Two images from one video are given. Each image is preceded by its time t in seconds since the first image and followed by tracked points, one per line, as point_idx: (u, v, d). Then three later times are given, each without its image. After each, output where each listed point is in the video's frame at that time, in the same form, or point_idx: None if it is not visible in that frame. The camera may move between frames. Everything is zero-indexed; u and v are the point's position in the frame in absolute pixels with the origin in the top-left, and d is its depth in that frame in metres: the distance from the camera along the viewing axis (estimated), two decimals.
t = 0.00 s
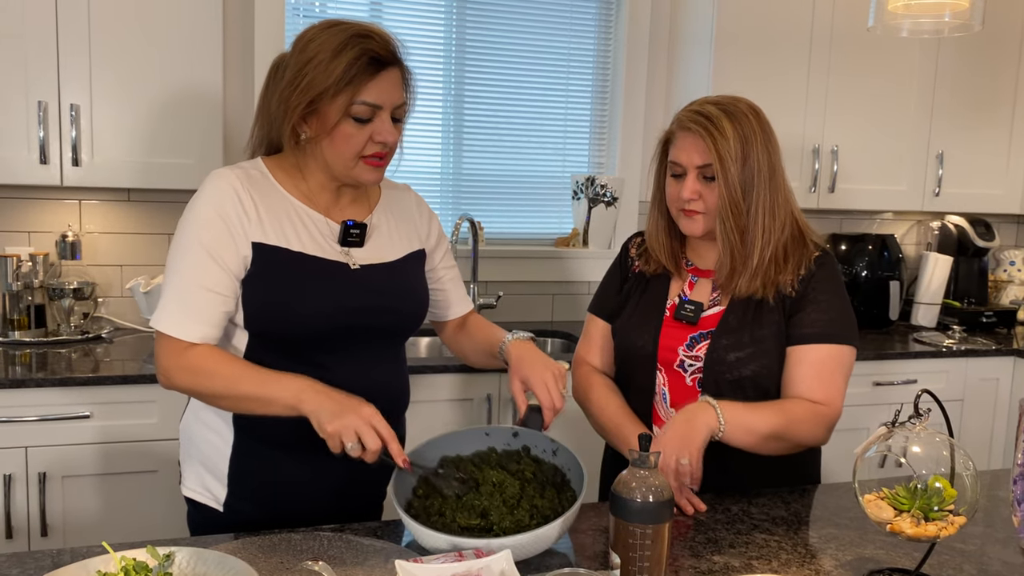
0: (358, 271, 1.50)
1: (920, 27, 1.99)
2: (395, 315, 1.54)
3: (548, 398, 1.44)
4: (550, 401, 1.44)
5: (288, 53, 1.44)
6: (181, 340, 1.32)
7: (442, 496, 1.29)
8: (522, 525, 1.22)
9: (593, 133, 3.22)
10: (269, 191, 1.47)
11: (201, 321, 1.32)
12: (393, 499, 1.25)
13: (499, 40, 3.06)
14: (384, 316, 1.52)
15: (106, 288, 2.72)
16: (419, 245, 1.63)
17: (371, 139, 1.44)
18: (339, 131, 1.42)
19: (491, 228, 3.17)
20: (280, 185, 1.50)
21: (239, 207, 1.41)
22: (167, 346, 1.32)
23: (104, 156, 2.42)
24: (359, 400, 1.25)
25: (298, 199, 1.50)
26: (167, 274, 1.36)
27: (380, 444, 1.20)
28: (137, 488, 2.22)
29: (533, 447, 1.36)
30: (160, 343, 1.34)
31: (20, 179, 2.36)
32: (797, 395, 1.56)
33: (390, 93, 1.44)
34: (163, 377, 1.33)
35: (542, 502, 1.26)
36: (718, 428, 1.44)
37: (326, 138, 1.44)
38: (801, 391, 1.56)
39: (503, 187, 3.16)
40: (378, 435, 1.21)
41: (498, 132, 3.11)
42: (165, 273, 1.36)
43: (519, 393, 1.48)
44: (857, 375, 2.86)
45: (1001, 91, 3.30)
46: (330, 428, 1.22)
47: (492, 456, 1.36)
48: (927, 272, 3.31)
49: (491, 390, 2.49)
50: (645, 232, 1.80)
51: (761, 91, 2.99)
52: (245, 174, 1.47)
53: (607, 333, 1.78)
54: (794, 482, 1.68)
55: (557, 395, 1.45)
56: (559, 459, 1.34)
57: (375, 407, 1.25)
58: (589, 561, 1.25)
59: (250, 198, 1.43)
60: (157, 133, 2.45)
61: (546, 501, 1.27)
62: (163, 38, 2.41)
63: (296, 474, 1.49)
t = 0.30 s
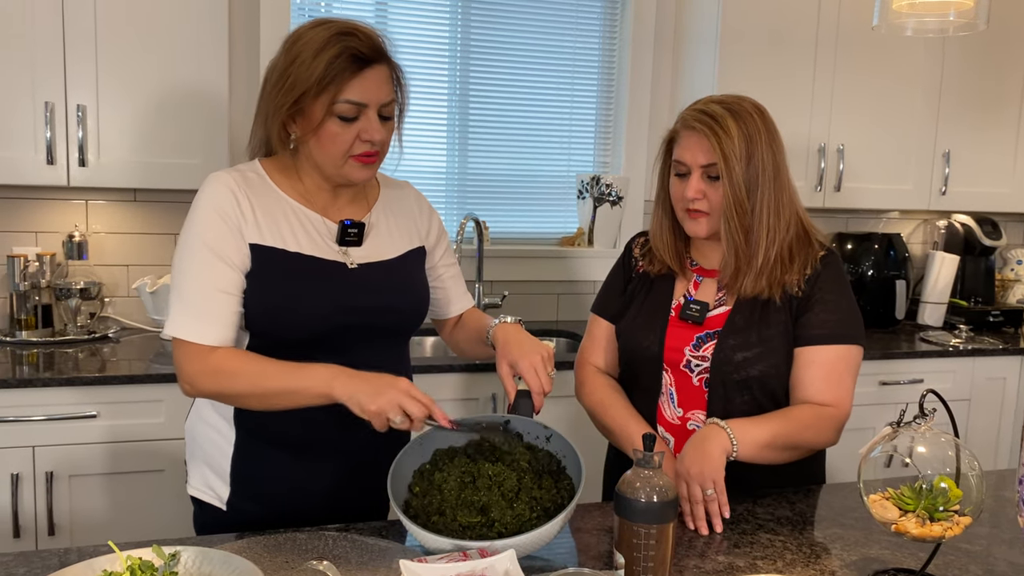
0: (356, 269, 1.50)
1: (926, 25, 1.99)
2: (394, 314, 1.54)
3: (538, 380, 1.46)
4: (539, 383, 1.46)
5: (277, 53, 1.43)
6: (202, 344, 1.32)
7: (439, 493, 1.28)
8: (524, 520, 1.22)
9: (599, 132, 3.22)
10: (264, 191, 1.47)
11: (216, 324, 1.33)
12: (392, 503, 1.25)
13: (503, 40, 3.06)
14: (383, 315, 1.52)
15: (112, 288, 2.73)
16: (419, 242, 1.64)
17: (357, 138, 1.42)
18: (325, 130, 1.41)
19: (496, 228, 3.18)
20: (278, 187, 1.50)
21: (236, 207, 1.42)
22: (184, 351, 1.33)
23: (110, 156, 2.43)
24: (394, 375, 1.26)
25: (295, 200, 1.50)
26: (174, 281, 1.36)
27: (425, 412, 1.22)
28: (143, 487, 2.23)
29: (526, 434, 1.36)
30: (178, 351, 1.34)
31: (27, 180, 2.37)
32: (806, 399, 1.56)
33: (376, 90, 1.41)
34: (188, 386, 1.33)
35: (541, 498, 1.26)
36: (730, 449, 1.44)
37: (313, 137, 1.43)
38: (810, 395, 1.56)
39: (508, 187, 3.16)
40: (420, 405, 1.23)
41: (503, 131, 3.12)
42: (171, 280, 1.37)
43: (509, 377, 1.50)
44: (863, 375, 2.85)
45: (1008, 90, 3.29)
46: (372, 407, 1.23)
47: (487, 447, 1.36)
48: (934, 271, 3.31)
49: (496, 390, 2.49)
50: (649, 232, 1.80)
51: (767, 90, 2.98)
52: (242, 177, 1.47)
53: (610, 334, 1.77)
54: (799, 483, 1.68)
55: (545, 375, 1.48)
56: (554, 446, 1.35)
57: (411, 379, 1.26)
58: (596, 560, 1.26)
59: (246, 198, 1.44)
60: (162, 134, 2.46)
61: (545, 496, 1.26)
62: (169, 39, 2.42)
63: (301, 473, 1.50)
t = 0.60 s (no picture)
0: (358, 267, 1.50)
1: (933, 19, 1.97)
2: (396, 312, 1.54)
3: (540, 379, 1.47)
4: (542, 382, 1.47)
5: (275, 49, 1.43)
6: (187, 340, 1.32)
7: (442, 492, 1.28)
8: (528, 516, 1.23)
9: (604, 128, 3.22)
10: (266, 189, 1.47)
11: (205, 321, 1.33)
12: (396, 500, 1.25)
13: (509, 36, 3.06)
14: (385, 313, 1.52)
15: (118, 285, 2.74)
16: (419, 238, 1.64)
17: (357, 134, 1.42)
18: (324, 127, 1.41)
19: (501, 224, 3.17)
20: (280, 183, 1.50)
21: (236, 206, 1.41)
22: (173, 347, 1.33)
23: (115, 153, 2.44)
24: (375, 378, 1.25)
25: (297, 197, 1.50)
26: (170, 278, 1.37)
27: (402, 420, 1.21)
28: (148, 483, 2.24)
29: (528, 432, 1.37)
30: (166, 346, 1.34)
31: (33, 177, 2.38)
32: (811, 396, 1.56)
33: (374, 86, 1.41)
34: (171, 380, 1.33)
35: (544, 495, 1.26)
36: (734, 451, 1.45)
37: (312, 134, 1.42)
38: (814, 391, 1.55)
39: (513, 183, 3.16)
40: (397, 412, 1.22)
41: (508, 127, 3.11)
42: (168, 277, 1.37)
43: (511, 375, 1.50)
44: (869, 371, 2.84)
45: (1016, 85, 3.27)
46: (348, 403, 1.22)
47: (489, 445, 1.36)
48: (941, 268, 3.30)
49: (500, 386, 2.49)
50: (653, 227, 1.79)
51: (773, 86, 2.97)
52: (243, 175, 1.47)
53: (613, 330, 1.77)
54: (803, 479, 1.67)
55: (547, 374, 1.48)
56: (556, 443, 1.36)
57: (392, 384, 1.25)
58: (601, 557, 1.26)
59: (247, 197, 1.44)
60: (167, 131, 2.46)
61: (548, 494, 1.26)
62: (174, 35, 2.42)
63: (306, 470, 1.50)
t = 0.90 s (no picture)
0: (362, 259, 1.50)
1: (940, 9, 1.96)
2: (400, 304, 1.54)
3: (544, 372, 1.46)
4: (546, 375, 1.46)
5: (278, 41, 1.42)
6: (207, 335, 1.32)
7: (448, 484, 1.28)
8: (533, 507, 1.22)
9: (609, 120, 3.21)
10: (269, 181, 1.47)
11: (222, 312, 1.33)
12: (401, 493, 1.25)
13: (513, 27, 3.05)
14: (389, 305, 1.52)
15: (124, 277, 2.74)
16: (422, 230, 1.63)
17: (360, 126, 1.41)
18: (326, 118, 1.40)
19: (505, 216, 3.17)
20: (282, 175, 1.50)
21: (241, 198, 1.41)
22: (193, 342, 1.33)
23: (121, 146, 2.44)
24: (392, 381, 1.25)
25: (300, 189, 1.50)
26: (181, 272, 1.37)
27: (413, 427, 1.20)
28: (155, 475, 2.25)
29: (533, 424, 1.39)
30: (187, 343, 1.34)
31: (39, 170, 2.38)
32: (815, 387, 1.55)
33: (376, 78, 1.40)
34: (195, 377, 1.34)
35: (550, 485, 1.26)
36: (736, 440, 1.43)
37: (315, 126, 1.42)
38: (819, 382, 1.55)
39: (518, 175, 3.15)
40: (410, 418, 1.21)
41: (513, 119, 3.11)
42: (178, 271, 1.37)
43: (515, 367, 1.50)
44: (875, 364, 2.84)
45: None
46: (361, 410, 1.22)
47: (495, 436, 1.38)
48: (947, 260, 3.29)
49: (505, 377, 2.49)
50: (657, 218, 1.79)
51: (779, 77, 2.96)
52: (246, 167, 1.47)
53: (617, 322, 1.76)
54: (808, 471, 1.67)
55: (552, 367, 1.47)
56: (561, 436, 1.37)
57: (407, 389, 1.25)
58: (607, 548, 1.26)
59: (251, 189, 1.44)
60: (173, 123, 2.46)
61: (553, 484, 1.26)
62: (179, 27, 2.42)
63: (311, 461, 1.50)
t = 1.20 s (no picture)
0: (365, 244, 1.49)
1: None
2: (404, 289, 1.53)
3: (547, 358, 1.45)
4: (549, 361, 1.45)
5: (281, 22, 1.40)
6: (188, 320, 1.32)
7: (452, 470, 1.27)
8: (540, 492, 1.22)
9: (614, 103, 3.18)
10: (270, 165, 1.46)
11: (207, 301, 1.32)
12: (406, 478, 1.24)
13: (518, 10, 3.02)
14: (392, 289, 1.51)
15: (127, 262, 2.74)
16: (425, 214, 1.62)
17: (365, 108, 1.40)
18: (331, 101, 1.39)
19: (509, 201, 3.15)
20: (284, 159, 1.48)
21: (240, 184, 1.40)
22: (176, 325, 1.34)
23: (123, 130, 2.42)
24: (373, 348, 1.25)
25: (302, 173, 1.48)
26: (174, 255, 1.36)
27: (395, 394, 1.21)
28: (159, 460, 2.25)
29: (537, 410, 1.38)
30: (170, 324, 1.35)
31: (41, 155, 2.37)
32: (823, 371, 1.54)
33: (381, 59, 1.39)
34: (177, 356, 1.34)
35: (555, 470, 1.26)
36: (744, 425, 1.42)
37: (320, 109, 1.40)
38: (826, 367, 1.54)
39: (522, 160, 3.13)
40: (392, 383, 1.22)
41: (517, 103, 3.08)
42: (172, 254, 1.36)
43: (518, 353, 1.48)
44: (880, 349, 2.83)
45: None
46: (344, 377, 1.23)
47: (497, 421, 1.36)
48: (953, 244, 3.27)
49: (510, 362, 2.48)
50: (663, 202, 1.77)
51: (785, 60, 2.93)
52: (247, 151, 1.45)
53: (623, 307, 1.74)
54: (816, 456, 1.66)
55: (554, 353, 1.45)
56: (564, 422, 1.36)
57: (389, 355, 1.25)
58: (614, 534, 1.25)
59: (251, 175, 1.42)
60: (175, 107, 2.44)
61: (559, 469, 1.26)
62: (180, 10, 2.40)
63: (316, 447, 1.50)
